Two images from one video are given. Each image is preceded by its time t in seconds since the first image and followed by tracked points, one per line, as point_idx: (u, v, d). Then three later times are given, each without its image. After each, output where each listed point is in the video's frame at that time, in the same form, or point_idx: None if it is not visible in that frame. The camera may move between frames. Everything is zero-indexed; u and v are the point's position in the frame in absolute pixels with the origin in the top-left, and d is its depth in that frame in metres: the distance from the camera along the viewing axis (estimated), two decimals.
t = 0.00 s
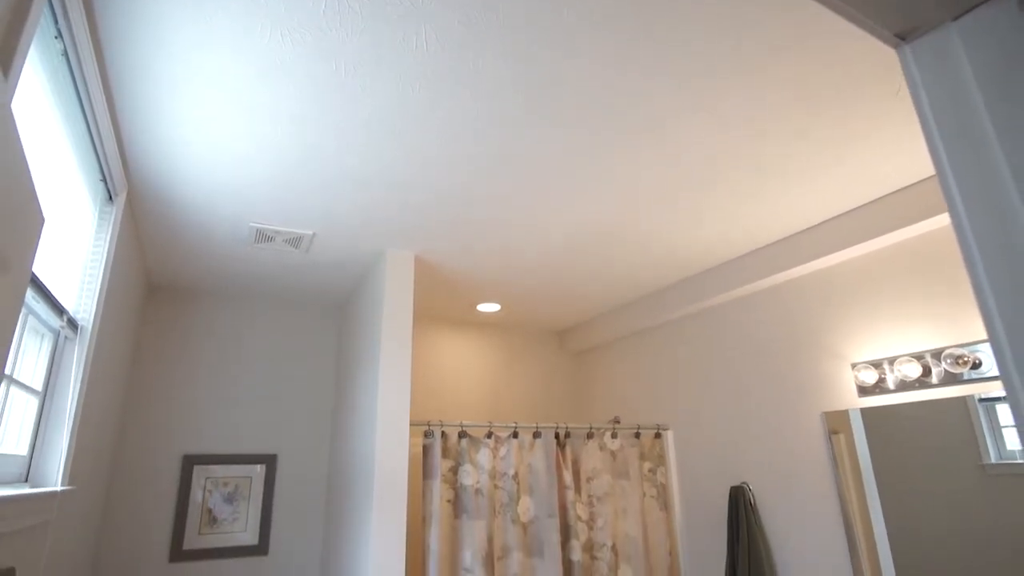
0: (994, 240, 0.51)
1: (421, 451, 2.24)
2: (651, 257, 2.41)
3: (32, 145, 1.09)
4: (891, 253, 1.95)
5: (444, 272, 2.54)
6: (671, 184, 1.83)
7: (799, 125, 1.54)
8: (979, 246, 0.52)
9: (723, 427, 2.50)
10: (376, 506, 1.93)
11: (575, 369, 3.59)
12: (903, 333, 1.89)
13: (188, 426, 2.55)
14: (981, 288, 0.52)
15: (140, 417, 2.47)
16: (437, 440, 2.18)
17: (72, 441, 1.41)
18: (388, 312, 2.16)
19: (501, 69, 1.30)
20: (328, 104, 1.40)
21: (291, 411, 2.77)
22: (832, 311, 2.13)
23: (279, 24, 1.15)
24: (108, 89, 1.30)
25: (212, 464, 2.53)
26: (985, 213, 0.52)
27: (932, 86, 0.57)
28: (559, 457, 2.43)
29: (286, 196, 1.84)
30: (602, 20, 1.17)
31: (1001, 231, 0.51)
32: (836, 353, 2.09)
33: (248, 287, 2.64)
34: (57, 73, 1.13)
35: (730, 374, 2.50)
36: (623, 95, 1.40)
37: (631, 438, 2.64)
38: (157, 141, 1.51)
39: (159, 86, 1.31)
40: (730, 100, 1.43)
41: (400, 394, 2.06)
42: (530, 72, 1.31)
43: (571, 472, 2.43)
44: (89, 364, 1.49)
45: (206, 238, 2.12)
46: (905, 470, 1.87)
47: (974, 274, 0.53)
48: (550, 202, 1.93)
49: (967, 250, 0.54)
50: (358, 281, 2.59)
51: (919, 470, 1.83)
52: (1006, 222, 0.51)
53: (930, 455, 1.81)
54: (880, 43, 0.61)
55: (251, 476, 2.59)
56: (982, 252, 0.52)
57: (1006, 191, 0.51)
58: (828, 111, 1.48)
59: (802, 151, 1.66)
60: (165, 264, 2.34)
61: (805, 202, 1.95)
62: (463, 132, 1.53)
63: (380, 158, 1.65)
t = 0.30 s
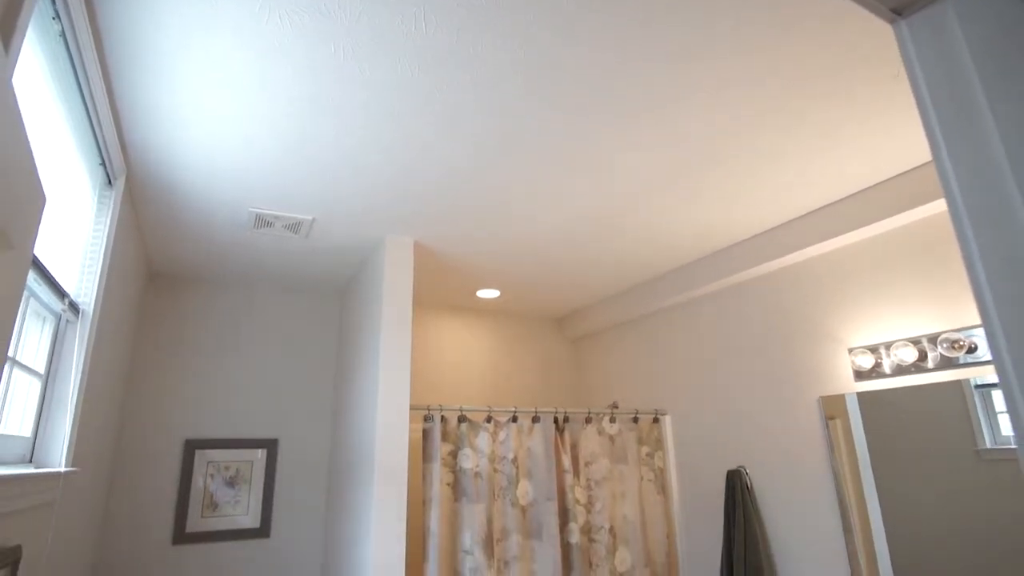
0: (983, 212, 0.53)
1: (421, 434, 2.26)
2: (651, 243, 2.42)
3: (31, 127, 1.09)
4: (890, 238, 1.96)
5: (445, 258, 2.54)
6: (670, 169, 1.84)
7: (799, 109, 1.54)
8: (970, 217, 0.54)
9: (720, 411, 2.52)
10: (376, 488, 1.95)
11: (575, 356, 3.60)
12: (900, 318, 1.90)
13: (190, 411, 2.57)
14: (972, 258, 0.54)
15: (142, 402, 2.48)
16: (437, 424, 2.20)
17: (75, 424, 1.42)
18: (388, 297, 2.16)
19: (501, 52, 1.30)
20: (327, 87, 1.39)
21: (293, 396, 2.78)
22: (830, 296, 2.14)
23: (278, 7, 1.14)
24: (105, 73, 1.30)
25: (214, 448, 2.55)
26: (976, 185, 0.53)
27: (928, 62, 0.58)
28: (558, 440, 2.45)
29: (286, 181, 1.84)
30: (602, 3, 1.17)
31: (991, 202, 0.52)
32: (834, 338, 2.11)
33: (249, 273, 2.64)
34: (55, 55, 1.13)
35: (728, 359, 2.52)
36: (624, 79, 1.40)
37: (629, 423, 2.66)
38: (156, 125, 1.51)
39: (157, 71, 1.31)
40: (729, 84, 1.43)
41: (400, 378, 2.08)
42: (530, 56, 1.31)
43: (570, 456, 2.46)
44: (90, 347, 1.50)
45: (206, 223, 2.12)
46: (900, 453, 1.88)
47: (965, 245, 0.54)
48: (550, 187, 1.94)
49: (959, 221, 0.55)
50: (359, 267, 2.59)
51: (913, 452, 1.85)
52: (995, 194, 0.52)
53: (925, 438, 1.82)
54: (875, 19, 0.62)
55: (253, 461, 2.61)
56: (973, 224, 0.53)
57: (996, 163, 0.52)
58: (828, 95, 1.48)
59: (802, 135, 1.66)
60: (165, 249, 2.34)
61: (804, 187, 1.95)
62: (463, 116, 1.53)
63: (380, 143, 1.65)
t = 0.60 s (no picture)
0: (979, 177, 0.47)
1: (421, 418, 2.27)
2: (650, 228, 2.42)
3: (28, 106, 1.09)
4: (889, 222, 1.96)
5: (444, 243, 2.54)
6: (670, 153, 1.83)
7: (801, 92, 1.53)
8: (970, 209, 0.47)
9: (719, 396, 2.54)
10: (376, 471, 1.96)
11: (574, 341, 3.61)
12: (898, 303, 1.91)
13: (191, 396, 2.58)
14: (967, 230, 0.48)
15: (143, 387, 2.49)
16: (436, 408, 2.21)
17: (76, 406, 1.43)
18: (387, 281, 2.16)
19: (501, 33, 1.29)
20: (326, 69, 1.38)
21: (294, 381, 2.80)
22: (828, 280, 2.15)
23: None
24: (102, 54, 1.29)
25: (215, 432, 2.57)
26: (968, 147, 0.47)
27: (927, 35, 0.52)
28: (557, 424, 2.46)
29: (285, 165, 1.83)
30: None
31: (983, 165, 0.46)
32: (832, 322, 2.12)
33: (249, 258, 2.64)
34: (52, 34, 1.12)
35: (727, 344, 2.53)
36: (624, 60, 1.39)
37: (628, 407, 2.68)
38: (153, 108, 1.50)
39: (153, 53, 1.30)
40: (730, 66, 1.42)
41: (399, 362, 2.08)
42: (530, 36, 1.30)
43: (569, 439, 2.47)
44: (91, 330, 1.50)
45: (205, 208, 2.12)
46: (896, 436, 1.89)
47: (961, 217, 0.48)
48: (550, 171, 1.93)
49: (955, 191, 0.49)
50: (359, 252, 2.59)
51: (908, 436, 1.86)
52: (987, 157, 0.46)
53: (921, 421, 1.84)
54: None
55: (254, 444, 2.63)
56: (966, 192, 0.48)
57: (990, 123, 0.46)
58: (829, 77, 1.48)
59: (802, 118, 1.66)
60: (164, 234, 2.33)
61: (804, 171, 1.95)
62: (463, 99, 1.52)
63: (382, 128, 1.65)
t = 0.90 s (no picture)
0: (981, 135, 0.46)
1: (421, 397, 2.29)
2: (650, 208, 2.41)
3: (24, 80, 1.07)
4: (891, 202, 1.96)
5: (444, 223, 2.53)
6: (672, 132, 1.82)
7: (804, 70, 1.52)
8: (971, 162, 0.47)
9: (717, 376, 2.55)
10: (377, 449, 1.97)
11: (574, 322, 3.62)
12: (898, 282, 1.91)
13: (192, 376, 2.59)
14: (969, 196, 0.47)
15: (143, 368, 2.50)
16: (436, 387, 2.22)
17: (77, 383, 1.43)
18: (387, 261, 2.16)
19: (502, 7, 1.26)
20: (324, 45, 1.36)
21: (294, 362, 2.81)
22: (829, 260, 2.14)
23: None
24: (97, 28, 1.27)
25: (217, 411, 2.58)
26: (970, 110, 0.47)
27: None
28: (556, 403, 2.48)
29: (283, 144, 1.81)
30: None
31: (984, 128, 0.45)
32: (831, 302, 2.12)
33: (248, 238, 2.63)
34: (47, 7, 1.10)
35: (725, 324, 2.53)
36: (627, 36, 1.37)
37: (626, 387, 2.69)
38: (149, 85, 1.48)
39: (149, 27, 1.27)
40: (734, 43, 1.40)
41: (399, 342, 2.09)
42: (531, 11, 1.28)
43: (568, 419, 2.49)
44: (90, 308, 1.50)
45: (203, 187, 2.10)
46: (893, 415, 1.90)
47: (964, 184, 0.48)
48: (551, 151, 1.92)
49: (958, 157, 0.48)
50: (358, 232, 2.58)
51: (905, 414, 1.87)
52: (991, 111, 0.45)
53: (918, 400, 1.85)
54: None
55: (255, 424, 2.65)
56: (968, 156, 0.47)
57: (993, 86, 0.45)
58: (834, 54, 1.46)
59: (806, 96, 1.64)
60: (163, 214, 2.32)
61: (806, 150, 1.94)
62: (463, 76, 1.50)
63: (381, 107, 1.63)
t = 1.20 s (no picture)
0: (989, 94, 0.45)
1: (421, 374, 2.30)
2: (650, 186, 2.39)
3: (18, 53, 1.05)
4: (893, 179, 1.94)
5: (443, 201, 2.52)
6: (673, 109, 1.79)
7: (809, 45, 1.49)
8: (977, 124, 0.46)
9: (716, 354, 2.55)
10: (377, 426, 1.99)
11: (574, 302, 3.62)
12: (898, 260, 1.91)
13: (192, 354, 2.60)
14: (974, 156, 0.47)
15: (143, 346, 2.50)
16: (436, 364, 2.23)
17: (78, 357, 1.44)
18: (386, 238, 2.15)
19: None
20: (321, 18, 1.34)
21: (294, 340, 2.81)
22: (829, 238, 2.14)
23: None
24: None
25: (217, 389, 2.60)
26: (977, 67, 0.46)
27: None
28: (555, 381, 2.49)
29: (281, 120, 1.79)
30: None
31: (991, 87, 0.44)
32: (830, 279, 2.12)
33: (246, 216, 2.62)
34: None
35: (724, 302, 2.54)
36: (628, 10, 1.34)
37: (625, 365, 2.70)
38: (145, 59, 1.46)
39: None
40: (737, 17, 1.38)
41: (399, 319, 2.09)
42: None
43: (567, 396, 2.51)
44: (89, 284, 1.50)
45: (200, 164, 2.08)
46: (890, 392, 1.92)
47: (970, 145, 0.47)
48: (551, 128, 1.90)
49: (964, 118, 0.47)
50: (356, 210, 2.57)
51: (902, 392, 1.88)
52: (999, 70, 0.44)
53: (916, 377, 1.85)
54: None
55: (256, 402, 2.66)
56: (974, 115, 0.46)
57: (1002, 42, 0.44)
58: (838, 28, 1.43)
59: (809, 72, 1.62)
60: (160, 191, 2.31)
61: (808, 126, 1.92)
62: (463, 50, 1.48)
63: (379, 84, 1.61)
